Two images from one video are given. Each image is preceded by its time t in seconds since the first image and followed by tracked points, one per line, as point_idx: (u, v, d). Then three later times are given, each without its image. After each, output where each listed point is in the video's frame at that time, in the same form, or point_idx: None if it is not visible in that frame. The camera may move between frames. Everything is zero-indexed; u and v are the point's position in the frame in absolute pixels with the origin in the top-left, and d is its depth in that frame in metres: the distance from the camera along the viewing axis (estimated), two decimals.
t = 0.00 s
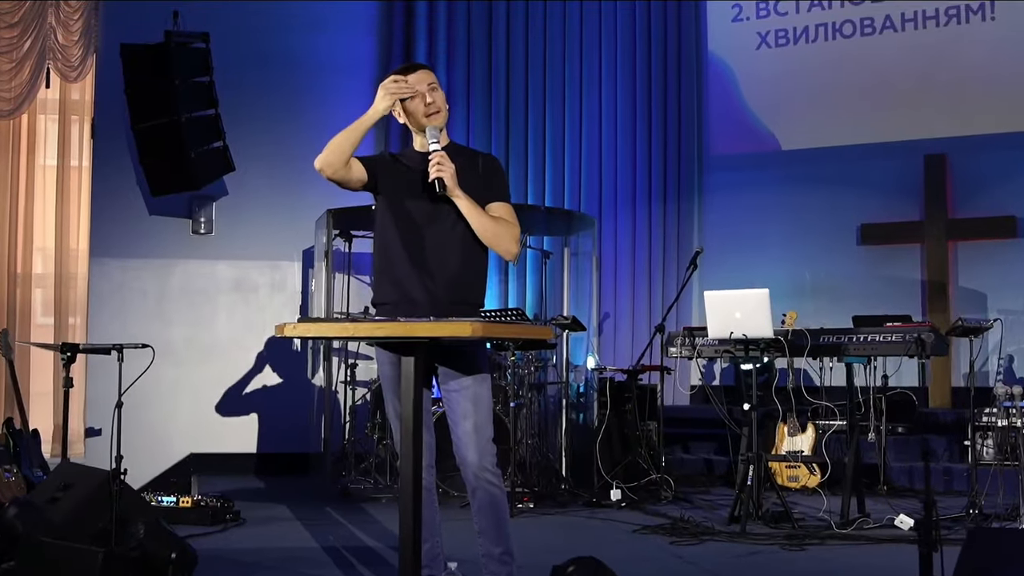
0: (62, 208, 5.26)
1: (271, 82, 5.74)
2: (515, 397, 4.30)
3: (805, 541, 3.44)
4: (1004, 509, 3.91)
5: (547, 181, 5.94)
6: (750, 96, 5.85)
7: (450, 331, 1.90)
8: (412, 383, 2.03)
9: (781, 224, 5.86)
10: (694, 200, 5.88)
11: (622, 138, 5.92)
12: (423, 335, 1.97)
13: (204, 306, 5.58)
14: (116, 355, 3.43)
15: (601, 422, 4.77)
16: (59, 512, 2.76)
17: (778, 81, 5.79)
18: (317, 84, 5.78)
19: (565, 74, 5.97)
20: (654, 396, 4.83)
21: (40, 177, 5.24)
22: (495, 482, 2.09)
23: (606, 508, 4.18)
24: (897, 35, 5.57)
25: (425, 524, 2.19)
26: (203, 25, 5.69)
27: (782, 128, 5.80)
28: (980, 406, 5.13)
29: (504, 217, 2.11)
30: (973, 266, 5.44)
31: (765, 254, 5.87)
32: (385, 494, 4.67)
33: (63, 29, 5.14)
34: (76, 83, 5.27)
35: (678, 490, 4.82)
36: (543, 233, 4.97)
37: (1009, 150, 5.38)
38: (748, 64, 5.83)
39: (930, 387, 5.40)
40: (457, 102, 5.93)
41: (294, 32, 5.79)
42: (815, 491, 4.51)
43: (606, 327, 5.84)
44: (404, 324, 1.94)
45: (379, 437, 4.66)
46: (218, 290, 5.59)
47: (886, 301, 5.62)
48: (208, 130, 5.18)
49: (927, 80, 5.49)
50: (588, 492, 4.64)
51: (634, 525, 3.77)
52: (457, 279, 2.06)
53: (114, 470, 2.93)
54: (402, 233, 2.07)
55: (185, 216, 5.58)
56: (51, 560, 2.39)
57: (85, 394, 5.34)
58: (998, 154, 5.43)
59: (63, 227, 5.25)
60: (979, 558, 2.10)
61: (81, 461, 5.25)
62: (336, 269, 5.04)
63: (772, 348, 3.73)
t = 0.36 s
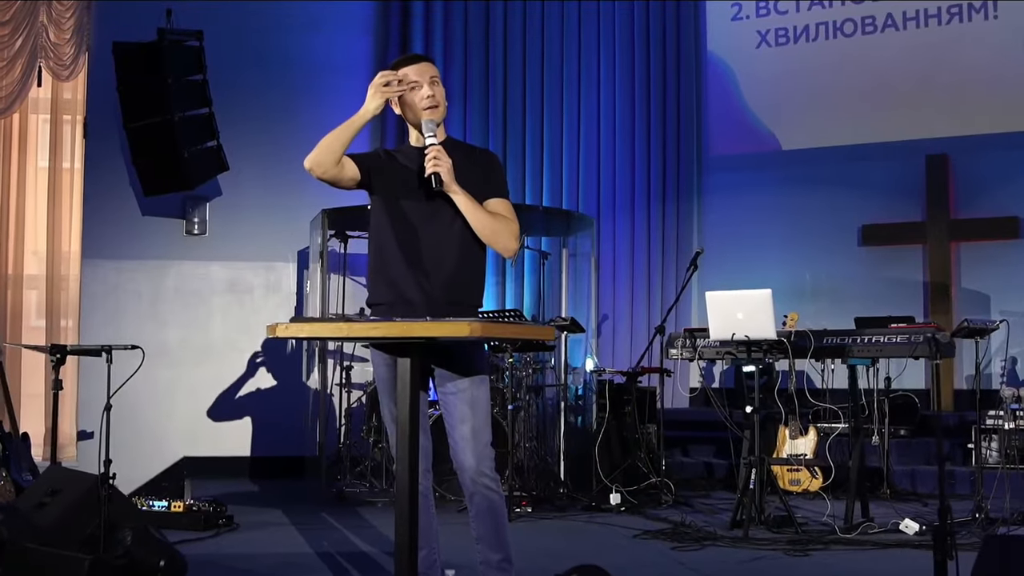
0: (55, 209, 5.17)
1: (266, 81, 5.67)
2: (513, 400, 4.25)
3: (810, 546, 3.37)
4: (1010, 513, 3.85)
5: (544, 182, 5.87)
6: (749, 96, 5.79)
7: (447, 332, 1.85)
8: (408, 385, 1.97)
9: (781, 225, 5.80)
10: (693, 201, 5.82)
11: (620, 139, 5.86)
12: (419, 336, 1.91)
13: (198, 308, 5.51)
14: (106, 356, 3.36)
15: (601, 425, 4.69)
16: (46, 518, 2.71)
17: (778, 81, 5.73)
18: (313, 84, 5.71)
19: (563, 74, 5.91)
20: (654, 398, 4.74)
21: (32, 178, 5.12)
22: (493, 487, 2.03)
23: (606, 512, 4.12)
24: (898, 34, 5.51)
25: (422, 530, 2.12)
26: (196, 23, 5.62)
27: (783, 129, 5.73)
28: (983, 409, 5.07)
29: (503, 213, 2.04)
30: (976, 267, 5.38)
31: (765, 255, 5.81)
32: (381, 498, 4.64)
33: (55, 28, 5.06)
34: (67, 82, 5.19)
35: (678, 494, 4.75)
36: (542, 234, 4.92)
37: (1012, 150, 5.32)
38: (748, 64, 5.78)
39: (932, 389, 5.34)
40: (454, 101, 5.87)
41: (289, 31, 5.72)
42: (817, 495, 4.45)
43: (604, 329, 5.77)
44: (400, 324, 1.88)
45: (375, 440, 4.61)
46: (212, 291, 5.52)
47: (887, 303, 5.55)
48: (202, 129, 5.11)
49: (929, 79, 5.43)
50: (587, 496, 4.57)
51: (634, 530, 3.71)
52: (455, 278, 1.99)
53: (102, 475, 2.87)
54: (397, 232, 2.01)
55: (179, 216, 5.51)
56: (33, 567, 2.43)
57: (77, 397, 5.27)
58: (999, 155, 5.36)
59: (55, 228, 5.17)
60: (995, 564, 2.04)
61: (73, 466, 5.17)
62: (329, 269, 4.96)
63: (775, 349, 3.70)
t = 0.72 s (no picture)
0: (48, 209, 5.12)
1: (262, 80, 5.60)
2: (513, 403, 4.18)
3: (816, 553, 3.30)
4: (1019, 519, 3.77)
5: (544, 182, 5.80)
6: (751, 96, 5.72)
7: (446, 335, 1.78)
8: (405, 390, 1.89)
9: (784, 226, 5.72)
10: (695, 202, 5.75)
11: (621, 139, 5.78)
12: (417, 338, 1.84)
13: (193, 310, 5.43)
14: (96, 359, 3.28)
15: (601, 429, 4.62)
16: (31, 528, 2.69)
17: (782, 81, 5.65)
18: (310, 84, 5.63)
19: (564, 75, 5.84)
20: (656, 400, 4.70)
21: (24, 181, 5.09)
22: (494, 494, 1.96)
23: (607, 518, 4.04)
24: (903, 33, 5.43)
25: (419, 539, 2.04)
26: (192, 21, 5.55)
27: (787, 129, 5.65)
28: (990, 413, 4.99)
29: (503, 212, 1.97)
30: (982, 268, 5.30)
31: (768, 256, 5.73)
32: (378, 503, 4.53)
33: (48, 26, 4.99)
34: (61, 81, 5.13)
35: (681, 499, 4.67)
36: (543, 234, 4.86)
37: (1018, 149, 5.24)
38: (750, 63, 5.71)
39: (938, 392, 5.26)
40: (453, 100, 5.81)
41: (285, 31, 5.64)
42: (822, 500, 4.38)
43: (605, 331, 5.69)
44: (396, 325, 1.81)
45: (373, 444, 4.52)
46: (208, 292, 5.44)
47: (892, 304, 5.47)
48: (197, 129, 5.04)
49: (934, 78, 5.35)
50: (588, 501, 4.50)
51: (636, 536, 3.63)
52: (452, 278, 1.90)
53: (93, 481, 2.81)
54: (393, 233, 1.92)
55: (174, 217, 5.42)
56: None
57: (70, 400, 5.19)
58: (1004, 155, 5.29)
59: (48, 230, 5.11)
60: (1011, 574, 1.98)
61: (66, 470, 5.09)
62: (326, 270, 4.88)
63: (782, 352, 3.60)
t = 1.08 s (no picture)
0: (44, 211, 5.05)
1: (261, 80, 5.53)
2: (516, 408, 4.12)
3: (826, 561, 3.23)
4: None
5: (547, 183, 5.74)
6: (756, 96, 5.66)
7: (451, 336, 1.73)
8: (407, 396, 1.83)
9: (789, 228, 5.66)
10: (699, 202, 5.68)
11: (625, 141, 5.72)
12: (420, 341, 1.79)
13: (191, 313, 5.36)
14: (90, 363, 3.22)
15: (604, 433, 4.53)
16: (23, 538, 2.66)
17: (787, 81, 5.59)
18: (309, 84, 5.57)
19: (566, 75, 5.77)
20: (660, 404, 4.64)
21: (21, 182, 4.98)
22: (498, 503, 1.88)
23: (611, 525, 3.97)
24: (910, 32, 5.37)
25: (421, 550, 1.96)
26: (190, 20, 5.48)
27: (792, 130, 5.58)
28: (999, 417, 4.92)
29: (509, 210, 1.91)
30: (990, 271, 5.23)
31: (773, 259, 5.67)
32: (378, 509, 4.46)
33: (45, 25, 4.92)
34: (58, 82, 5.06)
35: (686, 504, 4.61)
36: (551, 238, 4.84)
37: None
38: (755, 63, 5.65)
39: (946, 396, 5.20)
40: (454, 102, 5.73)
41: (283, 32, 5.57)
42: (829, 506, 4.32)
43: (608, 335, 5.62)
44: (397, 330, 1.74)
45: (374, 449, 4.42)
46: (206, 295, 5.37)
47: (899, 307, 5.40)
48: (195, 129, 4.97)
49: (941, 78, 5.29)
50: (591, 506, 4.42)
51: (642, 544, 3.56)
52: (457, 281, 1.83)
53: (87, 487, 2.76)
54: (396, 235, 1.85)
55: (172, 219, 5.36)
56: None
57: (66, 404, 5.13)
58: (1012, 156, 5.20)
59: (44, 231, 5.04)
60: None
61: (62, 475, 5.03)
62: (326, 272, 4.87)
63: (789, 356, 3.54)
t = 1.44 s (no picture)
0: (45, 213, 5.04)
1: (264, 79, 5.47)
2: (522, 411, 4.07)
3: (843, 568, 3.17)
4: None
5: (553, 184, 5.68)
6: (765, 95, 5.60)
7: (471, 337, 1.69)
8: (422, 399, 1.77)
9: (798, 229, 5.60)
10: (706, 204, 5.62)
11: (631, 140, 5.66)
12: (436, 347, 1.75)
13: (194, 315, 5.30)
14: (93, 366, 3.15)
15: (614, 439, 4.49)
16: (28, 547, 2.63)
17: (797, 81, 5.53)
18: (313, 84, 5.51)
19: (573, 76, 5.72)
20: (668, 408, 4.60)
21: (21, 185, 5.00)
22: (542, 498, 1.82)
23: (621, 530, 3.91)
24: (920, 31, 5.31)
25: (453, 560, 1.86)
26: (192, 19, 5.42)
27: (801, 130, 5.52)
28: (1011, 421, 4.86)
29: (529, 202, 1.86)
30: (1002, 273, 5.17)
31: (781, 261, 5.61)
32: (384, 514, 4.40)
33: (46, 24, 4.87)
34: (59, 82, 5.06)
35: (696, 509, 4.55)
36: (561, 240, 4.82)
37: None
38: (763, 63, 5.60)
39: (956, 400, 5.14)
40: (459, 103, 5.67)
41: (286, 32, 5.51)
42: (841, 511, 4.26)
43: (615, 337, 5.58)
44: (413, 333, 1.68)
45: (380, 453, 4.36)
46: (208, 297, 5.31)
47: (910, 310, 5.34)
48: (198, 129, 4.90)
49: (951, 77, 5.23)
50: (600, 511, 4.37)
51: (655, 550, 3.50)
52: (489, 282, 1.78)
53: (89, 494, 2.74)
54: (426, 233, 1.78)
55: (174, 220, 5.29)
56: None
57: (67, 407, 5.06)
58: None
59: (44, 233, 5.03)
60: None
61: (63, 479, 4.96)
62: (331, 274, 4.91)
63: (804, 359, 3.46)
